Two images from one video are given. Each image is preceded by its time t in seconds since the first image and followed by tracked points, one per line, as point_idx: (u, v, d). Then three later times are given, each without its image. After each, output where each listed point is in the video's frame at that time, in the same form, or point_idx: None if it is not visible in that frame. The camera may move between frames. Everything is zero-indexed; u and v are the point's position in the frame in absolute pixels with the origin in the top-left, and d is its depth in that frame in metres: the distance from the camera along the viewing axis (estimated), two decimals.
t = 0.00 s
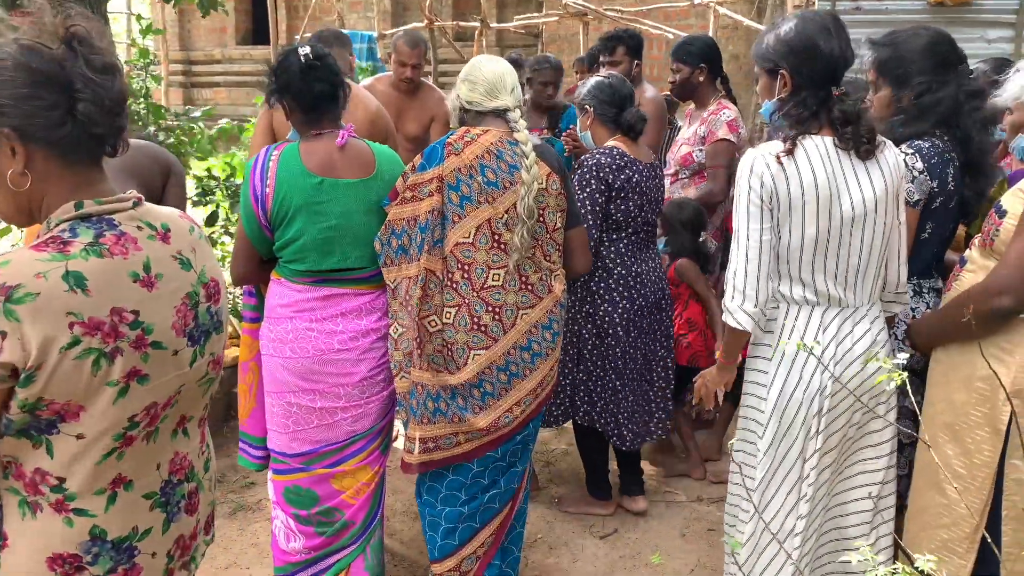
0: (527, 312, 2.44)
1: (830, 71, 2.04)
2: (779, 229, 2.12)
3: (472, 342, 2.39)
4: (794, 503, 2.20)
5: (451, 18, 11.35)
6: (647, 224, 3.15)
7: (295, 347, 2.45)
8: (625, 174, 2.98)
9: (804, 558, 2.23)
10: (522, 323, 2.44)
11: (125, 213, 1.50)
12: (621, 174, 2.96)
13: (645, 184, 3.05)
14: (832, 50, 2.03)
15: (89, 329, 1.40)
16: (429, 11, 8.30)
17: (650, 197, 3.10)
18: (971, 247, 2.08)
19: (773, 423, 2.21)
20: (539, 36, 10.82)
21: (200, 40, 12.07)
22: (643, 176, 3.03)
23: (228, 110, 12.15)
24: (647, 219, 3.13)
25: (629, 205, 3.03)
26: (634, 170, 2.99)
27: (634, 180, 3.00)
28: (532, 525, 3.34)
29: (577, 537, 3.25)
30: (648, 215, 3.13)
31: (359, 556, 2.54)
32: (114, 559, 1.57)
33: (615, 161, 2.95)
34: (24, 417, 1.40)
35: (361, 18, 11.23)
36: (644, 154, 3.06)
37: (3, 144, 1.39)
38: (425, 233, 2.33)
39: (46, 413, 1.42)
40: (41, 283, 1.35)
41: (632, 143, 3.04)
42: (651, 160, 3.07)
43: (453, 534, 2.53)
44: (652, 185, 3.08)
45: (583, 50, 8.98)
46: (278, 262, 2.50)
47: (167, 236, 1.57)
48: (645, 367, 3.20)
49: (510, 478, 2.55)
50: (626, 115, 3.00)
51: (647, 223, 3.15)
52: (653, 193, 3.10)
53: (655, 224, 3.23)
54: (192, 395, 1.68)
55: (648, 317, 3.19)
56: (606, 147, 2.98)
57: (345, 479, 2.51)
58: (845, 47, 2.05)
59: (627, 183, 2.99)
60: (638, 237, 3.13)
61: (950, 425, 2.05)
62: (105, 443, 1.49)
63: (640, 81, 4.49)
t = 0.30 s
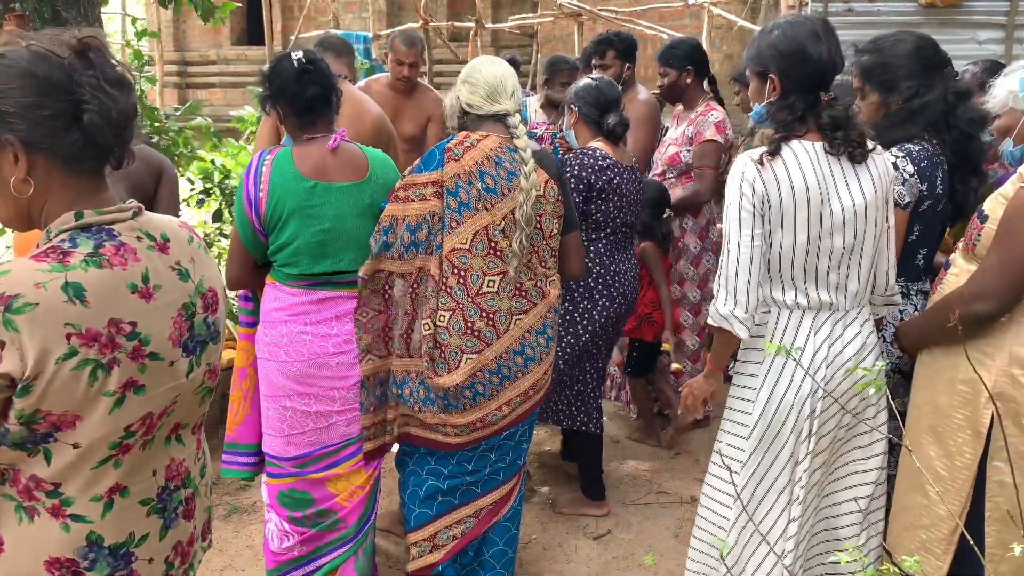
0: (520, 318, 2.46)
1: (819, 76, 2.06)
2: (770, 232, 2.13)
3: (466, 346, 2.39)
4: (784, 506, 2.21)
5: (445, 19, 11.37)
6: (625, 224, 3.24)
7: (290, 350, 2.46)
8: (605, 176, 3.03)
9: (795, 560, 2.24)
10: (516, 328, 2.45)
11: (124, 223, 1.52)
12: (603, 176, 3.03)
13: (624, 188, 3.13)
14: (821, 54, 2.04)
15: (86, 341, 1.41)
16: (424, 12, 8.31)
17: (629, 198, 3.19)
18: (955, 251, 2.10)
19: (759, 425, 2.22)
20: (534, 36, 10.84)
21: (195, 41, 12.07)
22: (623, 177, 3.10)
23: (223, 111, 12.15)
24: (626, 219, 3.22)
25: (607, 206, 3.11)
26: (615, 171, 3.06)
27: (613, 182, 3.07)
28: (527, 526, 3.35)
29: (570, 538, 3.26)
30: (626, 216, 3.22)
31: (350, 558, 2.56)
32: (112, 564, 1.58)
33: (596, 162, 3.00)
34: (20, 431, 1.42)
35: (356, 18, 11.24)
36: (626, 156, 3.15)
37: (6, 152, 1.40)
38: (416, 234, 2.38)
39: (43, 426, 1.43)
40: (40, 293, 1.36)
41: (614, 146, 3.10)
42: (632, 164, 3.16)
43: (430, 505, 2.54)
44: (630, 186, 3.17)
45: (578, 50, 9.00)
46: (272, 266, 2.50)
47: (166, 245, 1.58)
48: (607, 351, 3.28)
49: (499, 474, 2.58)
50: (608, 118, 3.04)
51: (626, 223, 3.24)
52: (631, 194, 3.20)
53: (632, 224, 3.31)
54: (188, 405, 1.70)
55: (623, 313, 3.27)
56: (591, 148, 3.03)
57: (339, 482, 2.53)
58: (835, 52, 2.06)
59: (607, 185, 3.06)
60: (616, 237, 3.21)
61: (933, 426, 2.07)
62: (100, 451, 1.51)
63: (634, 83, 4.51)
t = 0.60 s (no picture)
0: (516, 321, 2.51)
1: (812, 80, 2.07)
2: (764, 236, 2.14)
3: (463, 349, 2.45)
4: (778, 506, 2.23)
5: (441, 19, 11.40)
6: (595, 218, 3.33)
7: (286, 353, 2.46)
8: (576, 169, 3.10)
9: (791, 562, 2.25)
10: (512, 330, 2.50)
11: (129, 230, 1.53)
12: (576, 167, 3.10)
13: (596, 180, 3.20)
14: (814, 59, 2.05)
15: (100, 349, 1.42)
16: (419, 12, 8.31)
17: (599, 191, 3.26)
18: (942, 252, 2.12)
19: (753, 426, 2.25)
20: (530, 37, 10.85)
21: (190, 41, 12.06)
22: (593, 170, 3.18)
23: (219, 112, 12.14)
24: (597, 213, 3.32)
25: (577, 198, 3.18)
26: (585, 164, 3.13)
27: (584, 174, 3.14)
28: (525, 526, 3.37)
29: (567, 538, 3.28)
30: (596, 209, 3.30)
31: (346, 558, 2.58)
32: (124, 565, 1.60)
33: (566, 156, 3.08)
34: (36, 439, 1.43)
35: (351, 19, 11.26)
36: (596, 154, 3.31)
37: None
38: (416, 242, 2.42)
39: (58, 433, 1.44)
40: (54, 304, 1.37)
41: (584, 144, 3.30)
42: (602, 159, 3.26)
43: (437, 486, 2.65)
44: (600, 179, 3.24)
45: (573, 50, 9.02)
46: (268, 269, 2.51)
47: (170, 251, 1.59)
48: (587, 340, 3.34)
49: (494, 471, 2.63)
50: (580, 120, 3.26)
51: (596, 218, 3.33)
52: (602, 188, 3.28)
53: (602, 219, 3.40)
54: (195, 407, 1.71)
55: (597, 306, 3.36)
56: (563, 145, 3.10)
57: (336, 483, 2.54)
58: (828, 57, 2.08)
59: (579, 178, 3.13)
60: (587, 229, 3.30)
61: (922, 427, 2.10)
62: (113, 455, 1.52)
63: (626, 85, 4.53)
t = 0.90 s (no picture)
0: (513, 324, 2.54)
1: (803, 87, 2.09)
2: (757, 241, 2.15)
3: (460, 353, 2.48)
4: (771, 510, 2.24)
5: (436, 24, 11.44)
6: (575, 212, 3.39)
7: (280, 361, 2.46)
8: (556, 158, 3.18)
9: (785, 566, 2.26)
10: (510, 333, 2.54)
11: (125, 238, 1.53)
12: (555, 156, 3.17)
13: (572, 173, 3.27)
14: (806, 65, 2.07)
15: (94, 357, 1.43)
16: (414, 18, 8.33)
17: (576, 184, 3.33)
18: (934, 258, 2.14)
19: (748, 432, 2.25)
20: (525, 42, 10.88)
21: (185, 47, 12.07)
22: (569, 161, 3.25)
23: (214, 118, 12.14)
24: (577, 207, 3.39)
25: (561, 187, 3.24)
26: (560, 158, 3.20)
27: (564, 165, 3.21)
28: (521, 531, 3.37)
29: (563, 543, 3.28)
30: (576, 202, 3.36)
31: (342, 565, 2.58)
32: (123, 571, 1.60)
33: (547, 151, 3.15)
34: (34, 447, 1.43)
35: (347, 24, 11.29)
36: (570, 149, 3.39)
37: None
38: (414, 253, 2.42)
39: (55, 440, 1.44)
40: (48, 313, 1.37)
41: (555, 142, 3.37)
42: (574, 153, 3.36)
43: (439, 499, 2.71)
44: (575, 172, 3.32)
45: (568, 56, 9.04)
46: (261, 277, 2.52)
47: (167, 258, 1.60)
48: (571, 326, 3.40)
49: (488, 471, 2.64)
50: (551, 120, 3.30)
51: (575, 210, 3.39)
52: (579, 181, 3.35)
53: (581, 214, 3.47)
54: (194, 413, 1.71)
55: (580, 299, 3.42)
56: (540, 139, 3.17)
57: (330, 491, 2.54)
58: (820, 63, 2.09)
59: (559, 168, 3.20)
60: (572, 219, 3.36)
61: (915, 432, 2.11)
62: (111, 462, 1.52)
63: (619, 91, 4.53)
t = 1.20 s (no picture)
0: (509, 316, 2.65)
1: (792, 95, 2.09)
2: (749, 250, 2.16)
3: (460, 345, 2.59)
4: (764, 519, 2.23)
5: (431, 33, 11.50)
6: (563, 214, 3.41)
7: (269, 371, 2.45)
8: (543, 161, 3.20)
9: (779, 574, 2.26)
10: (506, 325, 2.65)
11: (118, 245, 1.53)
12: (543, 159, 3.20)
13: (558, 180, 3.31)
14: (795, 74, 2.07)
15: (90, 362, 1.42)
16: (408, 27, 8.34)
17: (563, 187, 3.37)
18: (923, 265, 2.16)
19: (742, 439, 2.25)
20: (519, 50, 10.91)
21: (180, 56, 12.07)
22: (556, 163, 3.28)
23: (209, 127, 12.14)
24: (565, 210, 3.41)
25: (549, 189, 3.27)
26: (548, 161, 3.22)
27: (551, 167, 3.24)
28: (514, 539, 3.36)
29: (556, 551, 3.27)
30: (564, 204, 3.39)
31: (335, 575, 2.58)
32: None
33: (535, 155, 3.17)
34: (27, 454, 1.40)
35: (342, 33, 11.33)
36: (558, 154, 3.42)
37: None
38: (416, 250, 2.50)
39: (48, 446, 1.42)
40: (46, 317, 1.36)
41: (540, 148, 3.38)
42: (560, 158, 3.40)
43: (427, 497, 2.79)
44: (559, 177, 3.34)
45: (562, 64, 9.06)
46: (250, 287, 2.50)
47: (158, 267, 1.59)
48: (565, 327, 3.39)
49: (488, 461, 2.74)
50: (535, 126, 3.32)
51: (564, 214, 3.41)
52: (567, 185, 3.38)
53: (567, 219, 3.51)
54: (183, 421, 1.70)
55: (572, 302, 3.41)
56: (529, 146, 3.18)
57: (320, 502, 2.53)
58: (808, 71, 2.09)
59: (546, 171, 3.23)
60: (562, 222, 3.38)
61: (906, 439, 2.11)
62: (103, 469, 1.51)
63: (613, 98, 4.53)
